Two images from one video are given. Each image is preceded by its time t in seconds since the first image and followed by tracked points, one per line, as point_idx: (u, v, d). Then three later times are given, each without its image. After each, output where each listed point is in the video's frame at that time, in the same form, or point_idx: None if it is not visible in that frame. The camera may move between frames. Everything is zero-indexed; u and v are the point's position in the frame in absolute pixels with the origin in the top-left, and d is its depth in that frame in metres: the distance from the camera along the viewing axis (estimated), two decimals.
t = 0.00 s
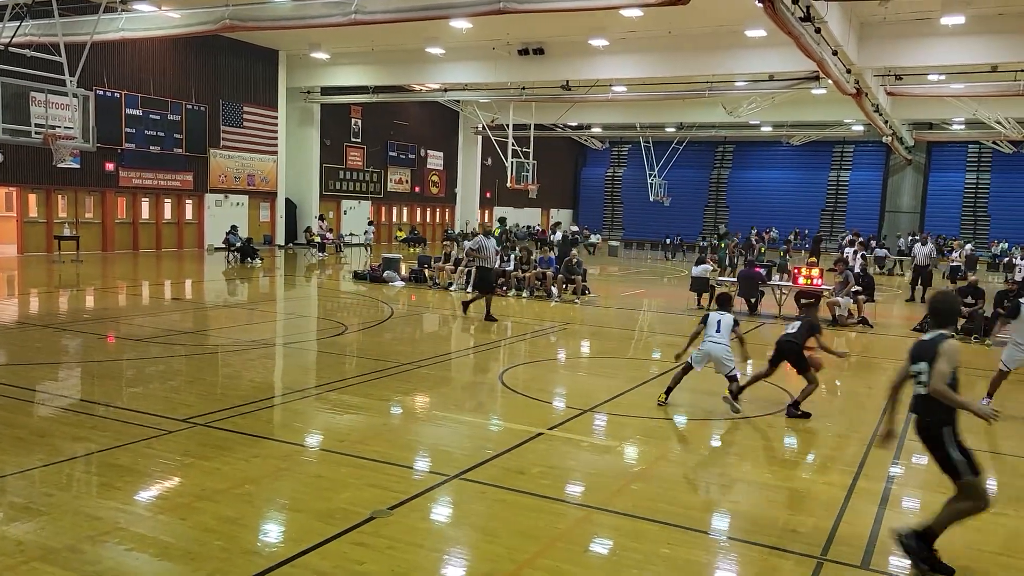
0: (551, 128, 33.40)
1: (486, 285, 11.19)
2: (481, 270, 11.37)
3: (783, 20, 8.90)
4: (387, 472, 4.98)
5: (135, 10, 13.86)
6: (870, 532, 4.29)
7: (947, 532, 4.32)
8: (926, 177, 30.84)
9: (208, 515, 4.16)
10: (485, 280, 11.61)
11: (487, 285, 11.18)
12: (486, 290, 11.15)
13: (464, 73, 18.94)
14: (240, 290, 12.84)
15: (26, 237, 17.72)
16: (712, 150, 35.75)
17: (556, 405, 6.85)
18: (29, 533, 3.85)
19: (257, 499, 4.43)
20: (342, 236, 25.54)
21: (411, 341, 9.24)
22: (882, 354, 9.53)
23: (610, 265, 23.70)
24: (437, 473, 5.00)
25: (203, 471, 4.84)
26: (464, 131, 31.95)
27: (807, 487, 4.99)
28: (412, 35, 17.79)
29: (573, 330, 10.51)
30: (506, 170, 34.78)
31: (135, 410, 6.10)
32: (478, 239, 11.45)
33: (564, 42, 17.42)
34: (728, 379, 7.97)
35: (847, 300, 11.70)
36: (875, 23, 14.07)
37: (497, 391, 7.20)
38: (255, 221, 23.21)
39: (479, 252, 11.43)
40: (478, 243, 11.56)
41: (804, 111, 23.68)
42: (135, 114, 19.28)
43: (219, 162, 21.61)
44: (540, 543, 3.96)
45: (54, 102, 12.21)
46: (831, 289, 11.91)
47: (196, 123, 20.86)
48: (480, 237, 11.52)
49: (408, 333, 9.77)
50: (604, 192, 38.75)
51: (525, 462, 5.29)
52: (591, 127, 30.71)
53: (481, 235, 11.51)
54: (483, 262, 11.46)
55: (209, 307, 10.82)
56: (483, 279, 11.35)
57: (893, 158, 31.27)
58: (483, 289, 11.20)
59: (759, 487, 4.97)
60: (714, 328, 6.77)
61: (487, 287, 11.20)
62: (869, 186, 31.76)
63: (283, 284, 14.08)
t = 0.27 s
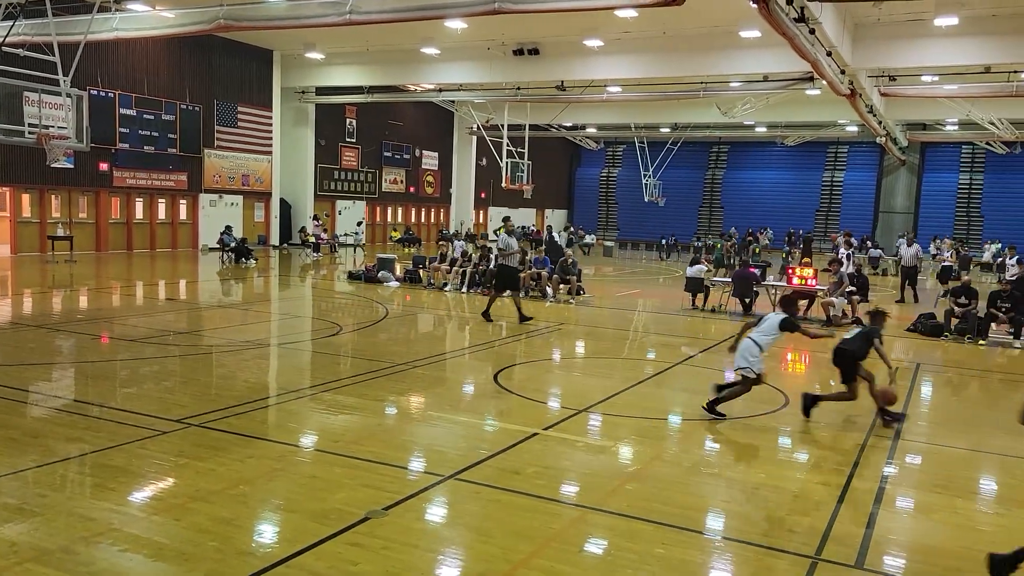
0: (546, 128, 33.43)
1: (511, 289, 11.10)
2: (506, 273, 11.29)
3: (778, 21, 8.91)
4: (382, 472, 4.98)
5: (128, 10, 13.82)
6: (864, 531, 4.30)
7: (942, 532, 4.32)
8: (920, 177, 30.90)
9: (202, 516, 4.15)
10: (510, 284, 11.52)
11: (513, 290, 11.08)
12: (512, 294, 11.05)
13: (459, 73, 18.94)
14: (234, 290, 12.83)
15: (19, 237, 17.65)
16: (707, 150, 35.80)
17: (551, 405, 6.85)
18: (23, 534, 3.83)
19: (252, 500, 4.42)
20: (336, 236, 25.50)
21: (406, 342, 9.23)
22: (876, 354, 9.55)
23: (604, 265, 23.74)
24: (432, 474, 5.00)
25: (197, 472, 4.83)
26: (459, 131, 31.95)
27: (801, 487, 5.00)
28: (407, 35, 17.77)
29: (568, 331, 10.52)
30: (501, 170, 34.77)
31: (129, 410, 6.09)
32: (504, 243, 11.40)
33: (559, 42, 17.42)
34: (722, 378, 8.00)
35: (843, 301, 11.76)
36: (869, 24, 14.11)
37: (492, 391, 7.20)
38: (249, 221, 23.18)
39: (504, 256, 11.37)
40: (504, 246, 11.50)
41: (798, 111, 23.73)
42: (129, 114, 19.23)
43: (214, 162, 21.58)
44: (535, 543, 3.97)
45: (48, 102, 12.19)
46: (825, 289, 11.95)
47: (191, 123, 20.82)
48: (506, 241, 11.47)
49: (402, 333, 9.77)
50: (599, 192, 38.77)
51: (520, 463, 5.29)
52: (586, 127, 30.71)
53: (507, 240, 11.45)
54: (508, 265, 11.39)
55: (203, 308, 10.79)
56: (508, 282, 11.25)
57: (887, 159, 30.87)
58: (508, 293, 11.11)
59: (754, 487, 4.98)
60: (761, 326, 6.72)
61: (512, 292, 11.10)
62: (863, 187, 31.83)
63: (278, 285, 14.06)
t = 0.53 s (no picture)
0: (541, 129, 33.47)
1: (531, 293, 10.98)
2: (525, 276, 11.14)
3: (772, 21, 8.93)
4: (377, 472, 4.98)
5: (122, 10, 13.79)
6: (858, 531, 4.31)
7: (936, 532, 4.33)
8: (913, 177, 30.98)
9: (196, 517, 4.15)
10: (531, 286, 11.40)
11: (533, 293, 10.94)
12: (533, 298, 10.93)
13: (453, 73, 18.93)
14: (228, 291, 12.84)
15: (11, 237, 17.58)
16: (701, 150, 35.85)
17: (546, 405, 6.86)
18: (16, 536, 3.82)
19: (246, 500, 4.41)
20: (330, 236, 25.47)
21: (400, 342, 9.23)
22: (870, 354, 9.58)
23: (598, 265, 23.78)
24: (426, 474, 5.00)
25: (192, 473, 4.82)
26: (454, 131, 31.97)
27: (795, 487, 5.01)
28: (401, 35, 17.77)
29: (562, 331, 10.53)
30: (495, 170, 34.78)
31: (122, 411, 6.07)
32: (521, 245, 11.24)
33: (553, 43, 17.45)
34: (716, 378, 8.02)
35: (836, 301, 11.78)
36: (863, 25, 14.14)
37: (487, 391, 7.20)
38: (243, 221, 23.14)
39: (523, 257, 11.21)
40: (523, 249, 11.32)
41: (792, 111, 23.78)
42: (123, 114, 19.19)
43: (207, 162, 21.53)
44: (530, 543, 3.97)
45: (41, 101, 12.16)
46: (819, 290, 11.97)
47: (185, 123, 20.79)
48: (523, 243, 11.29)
49: (397, 333, 9.78)
50: (594, 193, 38.82)
51: (515, 463, 5.29)
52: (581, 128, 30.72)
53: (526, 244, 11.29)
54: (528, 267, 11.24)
55: (197, 308, 10.77)
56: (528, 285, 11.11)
57: (881, 159, 31.01)
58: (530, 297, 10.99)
59: (748, 487, 4.98)
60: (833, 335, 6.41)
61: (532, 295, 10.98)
62: (857, 187, 31.92)
63: (272, 285, 14.05)
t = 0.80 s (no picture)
0: (537, 129, 33.50)
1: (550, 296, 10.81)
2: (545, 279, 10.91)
3: (767, 21, 8.94)
4: (373, 473, 4.97)
5: (117, 9, 13.76)
6: (854, 531, 4.32)
7: (932, 532, 4.34)
8: (909, 178, 31.06)
9: (192, 517, 4.14)
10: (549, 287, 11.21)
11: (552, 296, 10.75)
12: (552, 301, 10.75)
13: (449, 73, 18.90)
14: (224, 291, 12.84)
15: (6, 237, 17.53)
16: (697, 151, 35.88)
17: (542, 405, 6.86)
18: (10, 537, 3.80)
19: (242, 501, 4.40)
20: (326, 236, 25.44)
21: (396, 342, 9.23)
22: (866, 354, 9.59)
23: (594, 266, 23.78)
24: (422, 474, 4.99)
25: (187, 473, 4.81)
26: (450, 131, 31.97)
27: (791, 487, 5.01)
28: (397, 35, 17.75)
29: (558, 331, 10.53)
30: (491, 170, 34.79)
31: (117, 412, 6.06)
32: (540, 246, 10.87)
33: (549, 43, 17.45)
34: (712, 378, 8.03)
35: (832, 301, 11.80)
36: (858, 26, 14.17)
37: (483, 391, 7.20)
38: (239, 221, 23.12)
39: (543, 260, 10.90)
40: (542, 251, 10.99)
41: (788, 111, 23.81)
42: (118, 114, 19.15)
43: (203, 162, 21.49)
44: (526, 544, 3.97)
45: (36, 101, 12.09)
46: (815, 290, 12.00)
47: (180, 123, 20.75)
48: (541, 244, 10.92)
49: (393, 334, 9.78)
50: (590, 193, 38.85)
51: (511, 463, 5.29)
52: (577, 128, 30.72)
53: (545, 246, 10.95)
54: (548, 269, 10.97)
55: (193, 309, 10.74)
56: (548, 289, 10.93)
57: (876, 159, 31.23)
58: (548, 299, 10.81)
59: (744, 486, 4.99)
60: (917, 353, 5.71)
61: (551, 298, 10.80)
62: (853, 187, 31.97)
63: (268, 285, 14.03)
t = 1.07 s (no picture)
0: (536, 130, 33.52)
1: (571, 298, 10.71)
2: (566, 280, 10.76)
3: (767, 22, 8.95)
4: (373, 473, 4.98)
5: (116, 10, 13.76)
6: (853, 531, 4.32)
7: (931, 532, 4.34)
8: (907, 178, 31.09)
9: (191, 518, 4.13)
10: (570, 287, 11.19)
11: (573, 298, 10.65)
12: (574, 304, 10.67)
13: (449, 73, 18.89)
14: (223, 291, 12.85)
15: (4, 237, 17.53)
16: (697, 151, 35.88)
17: (542, 405, 6.87)
18: (9, 537, 3.80)
19: (241, 501, 4.41)
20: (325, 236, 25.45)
21: (396, 342, 9.23)
22: (865, 355, 9.60)
23: (593, 266, 23.78)
24: (422, 474, 5.00)
25: (187, 473, 4.81)
26: (449, 131, 31.98)
27: (790, 487, 5.01)
28: (397, 35, 17.75)
29: (558, 330, 10.55)
30: (491, 170, 34.80)
31: (116, 412, 6.06)
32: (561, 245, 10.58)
33: (548, 43, 17.45)
34: (711, 378, 8.04)
35: (831, 301, 11.81)
36: (857, 26, 14.18)
37: (482, 392, 7.20)
38: (238, 222, 23.14)
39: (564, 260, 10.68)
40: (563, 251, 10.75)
41: (787, 112, 23.82)
42: (117, 114, 19.15)
43: (202, 162, 21.49)
44: (525, 544, 3.97)
45: (35, 101, 12.11)
46: (814, 290, 12.01)
47: (179, 123, 20.75)
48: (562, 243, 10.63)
49: (393, 334, 9.79)
50: (588, 193, 38.88)
51: (511, 463, 5.28)
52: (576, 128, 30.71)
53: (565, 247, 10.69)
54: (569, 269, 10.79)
55: (192, 309, 10.74)
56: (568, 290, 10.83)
57: (875, 159, 31.26)
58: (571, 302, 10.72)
59: (743, 486, 5.00)
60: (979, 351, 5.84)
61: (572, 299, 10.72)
62: (852, 187, 31.99)
63: (267, 286, 14.02)
